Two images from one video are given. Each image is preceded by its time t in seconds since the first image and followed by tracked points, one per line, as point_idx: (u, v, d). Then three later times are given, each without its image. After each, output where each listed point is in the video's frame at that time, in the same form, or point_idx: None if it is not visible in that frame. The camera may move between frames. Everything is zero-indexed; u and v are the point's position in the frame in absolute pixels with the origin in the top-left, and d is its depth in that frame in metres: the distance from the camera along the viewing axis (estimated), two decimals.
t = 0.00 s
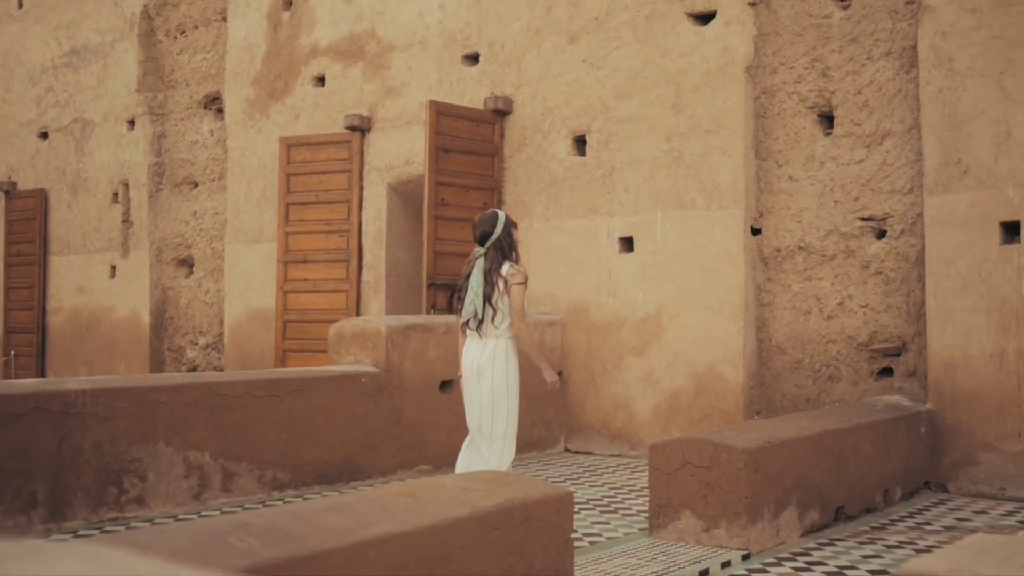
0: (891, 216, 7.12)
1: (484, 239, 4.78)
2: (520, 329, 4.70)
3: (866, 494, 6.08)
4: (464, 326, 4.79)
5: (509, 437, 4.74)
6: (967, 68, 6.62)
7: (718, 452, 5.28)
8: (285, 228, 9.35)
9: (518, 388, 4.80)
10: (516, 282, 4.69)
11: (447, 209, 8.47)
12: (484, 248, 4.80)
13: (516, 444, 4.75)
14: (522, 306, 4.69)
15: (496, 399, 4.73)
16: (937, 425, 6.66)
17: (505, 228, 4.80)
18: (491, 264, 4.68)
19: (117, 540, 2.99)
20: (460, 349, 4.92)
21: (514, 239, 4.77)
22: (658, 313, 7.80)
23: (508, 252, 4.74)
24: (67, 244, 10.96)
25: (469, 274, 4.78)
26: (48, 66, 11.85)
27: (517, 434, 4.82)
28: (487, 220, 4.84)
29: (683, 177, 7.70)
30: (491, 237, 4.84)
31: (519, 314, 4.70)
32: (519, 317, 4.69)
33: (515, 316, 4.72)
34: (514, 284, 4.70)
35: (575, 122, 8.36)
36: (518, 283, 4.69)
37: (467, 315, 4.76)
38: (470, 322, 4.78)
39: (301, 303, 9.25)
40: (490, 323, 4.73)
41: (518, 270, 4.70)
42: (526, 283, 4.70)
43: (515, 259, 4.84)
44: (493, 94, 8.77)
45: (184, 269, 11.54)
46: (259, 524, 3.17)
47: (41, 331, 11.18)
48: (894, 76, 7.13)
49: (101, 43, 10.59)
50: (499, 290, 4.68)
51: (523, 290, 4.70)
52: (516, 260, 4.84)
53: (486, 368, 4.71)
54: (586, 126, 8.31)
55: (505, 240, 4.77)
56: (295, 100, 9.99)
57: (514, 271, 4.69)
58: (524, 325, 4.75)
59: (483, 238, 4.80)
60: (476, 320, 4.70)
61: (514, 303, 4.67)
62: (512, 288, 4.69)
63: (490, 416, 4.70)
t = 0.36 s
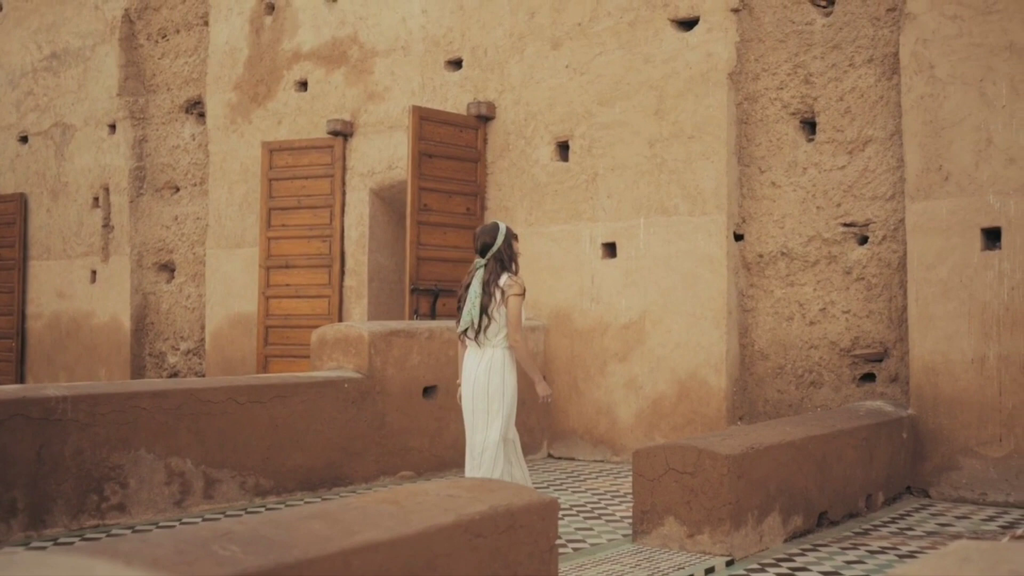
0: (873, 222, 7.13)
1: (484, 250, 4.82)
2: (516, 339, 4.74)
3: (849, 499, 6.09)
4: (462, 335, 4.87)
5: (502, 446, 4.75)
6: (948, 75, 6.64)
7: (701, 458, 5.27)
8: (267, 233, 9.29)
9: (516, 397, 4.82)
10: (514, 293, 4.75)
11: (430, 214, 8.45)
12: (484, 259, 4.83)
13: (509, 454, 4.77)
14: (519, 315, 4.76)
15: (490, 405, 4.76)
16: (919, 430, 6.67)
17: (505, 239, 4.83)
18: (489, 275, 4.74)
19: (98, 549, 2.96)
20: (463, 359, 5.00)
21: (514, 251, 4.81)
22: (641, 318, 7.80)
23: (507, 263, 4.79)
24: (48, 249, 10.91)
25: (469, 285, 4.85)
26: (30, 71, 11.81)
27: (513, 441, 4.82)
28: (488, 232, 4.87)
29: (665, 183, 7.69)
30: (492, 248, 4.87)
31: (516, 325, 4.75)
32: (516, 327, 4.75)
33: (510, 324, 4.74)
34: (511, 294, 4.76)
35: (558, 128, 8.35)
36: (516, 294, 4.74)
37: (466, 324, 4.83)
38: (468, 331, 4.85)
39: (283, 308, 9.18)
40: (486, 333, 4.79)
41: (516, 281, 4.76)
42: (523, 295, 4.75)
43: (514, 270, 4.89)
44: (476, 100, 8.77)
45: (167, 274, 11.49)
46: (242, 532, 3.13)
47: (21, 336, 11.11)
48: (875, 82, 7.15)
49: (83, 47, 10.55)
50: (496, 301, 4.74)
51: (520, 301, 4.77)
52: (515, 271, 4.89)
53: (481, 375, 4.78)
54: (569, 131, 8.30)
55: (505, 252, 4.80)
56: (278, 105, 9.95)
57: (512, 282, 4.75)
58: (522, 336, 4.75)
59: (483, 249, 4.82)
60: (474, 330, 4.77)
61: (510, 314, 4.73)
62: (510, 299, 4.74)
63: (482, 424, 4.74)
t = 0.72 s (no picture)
0: (856, 229, 7.15)
1: (489, 260, 4.95)
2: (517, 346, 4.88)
3: (834, 505, 6.09)
4: (467, 344, 5.01)
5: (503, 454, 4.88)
6: (932, 83, 6.66)
7: (686, 465, 5.26)
8: (251, 239, 9.24)
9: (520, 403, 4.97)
10: (516, 300, 4.88)
11: (414, 221, 8.42)
12: (489, 268, 4.97)
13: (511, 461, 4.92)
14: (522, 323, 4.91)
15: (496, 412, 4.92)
16: (902, 437, 6.69)
17: (509, 248, 4.97)
18: (492, 284, 4.88)
19: (80, 559, 2.92)
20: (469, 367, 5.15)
21: (518, 260, 4.94)
22: (625, 325, 7.79)
23: (511, 272, 4.92)
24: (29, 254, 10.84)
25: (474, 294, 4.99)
26: (13, 75, 11.76)
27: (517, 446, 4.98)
28: (493, 241, 5.01)
29: (649, 189, 7.69)
30: (497, 257, 5.00)
31: (517, 333, 4.89)
32: (518, 334, 4.88)
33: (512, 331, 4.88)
34: (514, 302, 4.89)
35: (543, 134, 8.35)
36: (518, 302, 4.88)
37: (470, 333, 4.97)
38: (472, 340, 4.99)
39: (267, 314, 9.13)
40: (490, 341, 4.93)
41: (518, 289, 4.90)
42: (525, 302, 4.88)
43: (518, 278, 5.02)
44: (461, 106, 8.77)
45: (149, 280, 11.43)
46: (226, 541, 3.11)
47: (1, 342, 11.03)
48: (859, 90, 7.16)
49: (66, 51, 10.51)
50: (498, 309, 4.88)
51: (522, 309, 4.90)
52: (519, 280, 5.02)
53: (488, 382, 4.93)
54: (553, 138, 8.29)
55: (509, 261, 4.94)
56: (262, 110, 9.91)
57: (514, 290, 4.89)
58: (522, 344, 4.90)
59: (488, 259, 4.97)
60: (477, 338, 4.91)
61: (512, 320, 4.85)
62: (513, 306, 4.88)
63: (486, 431, 4.88)
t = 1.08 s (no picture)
0: (839, 235, 7.16)
1: (492, 264, 5.04)
2: (519, 348, 4.94)
3: (817, 509, 6.09)
4: (473, 348, 5.08)
5: (511, 460, 4.98)
6: (914, 89, 6.69)
7: (670, 470, 5.25)
8: (234, 243, 9.20)
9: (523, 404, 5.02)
10: (518, 302, 4.95)
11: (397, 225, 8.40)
12: (491, 272, 5.05)
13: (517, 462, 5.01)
14: (522, 326, 4.94)
15: (501, 416, 4.99)
16: (885, 441, 6.70)
17: (511, 252, 5.06)
18: (494, 287, 4.96)
19: (62, 567, 2.89)
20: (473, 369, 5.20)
21: (519, 263, 5.02)
22: (609, 330, 7.78)
23: (512, 275, 5.00)
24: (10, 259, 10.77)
25: (478, 298, 5.07)
26: None
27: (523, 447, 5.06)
28: (495, 246, 5.09)
29: (633, 194, 7.68)
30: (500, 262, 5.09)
31: (518, 335, 4.95)
32: (518, 336, 4.94)
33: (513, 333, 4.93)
34: (516, 305, 4.97)
35: (527, 139, 8.34)
36: (519, 304, 4.94)
37: (475, 337, 5.04)
38: (478, 344, 5.05)
39: (250, 319, 9.08)
40: (494, 344, 4.99)
41: (520, 292, 4.97)
42: (526, 304, 4.95)
43: (521, 282, 5.10)
44: (445, 110, 8.75)
45: (130, 285, 11.36)
46: (211, 549, 3.08)
47: None
48: (842, 96, 7.18)
49: (47, 55, 10.46)
50: (501, 311, 4.95)
51: (523, 311, 4.97)
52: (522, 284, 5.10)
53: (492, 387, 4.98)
54: (537, 143, 8.28)
55: (512, 265, 5.03)
56: (245, 115, 9.88)
57: (516, 293, 4.96)
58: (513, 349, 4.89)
59: (491, 263, 5.05)
60: (482, 340, 4.98)
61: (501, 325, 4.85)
62: (514, 308, 4.95)
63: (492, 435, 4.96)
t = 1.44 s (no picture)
0: (820, 239, 7.18)
1: (491, 267, 5.14)
2: (513, 350, 5.01)
3: (798, 513, 6.10)
4: (468, 350, 5.17)
5: (518, 464, 5.05)
6: (894, 94, 6.72)
7: (652, 475, 5.24)
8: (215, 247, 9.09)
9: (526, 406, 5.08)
10: (513, 306, 5.05)
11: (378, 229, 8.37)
12: (490, 276, 5.15)
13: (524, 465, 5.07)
14: (517, 328, 5.01)
15: (505, 421, 5.05)
16: (866, 445, 6.71)
17: (511, 258, 5.16)
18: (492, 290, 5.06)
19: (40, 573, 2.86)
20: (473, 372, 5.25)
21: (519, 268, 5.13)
22: (591, 334, 7.78)
23: (511, 279, 5.12)
24: None
25: (475, 300, 5.17)
26: None
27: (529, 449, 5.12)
28: (496, 250, 5.20)
29: (615, 199, 7.67)
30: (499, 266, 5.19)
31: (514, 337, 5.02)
32: (513, 339, 5.02)
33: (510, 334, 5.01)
34: (511, 308, 5.06)
35: (508, 143, 8.33)
36: (514, 308, 5.03)
37: (469, 338, 5.13)
38: (472, 345, 5.14)
39: (231, 322, 8.96)
40: (489, 345, 5.08)
41: (516, 296, 5.07)
42: (521, 308, 5.04)
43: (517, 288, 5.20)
44: (427, 114, 8.74)
45: (109, 289, 11.29)
46: (192, 555, 3.05)
47: None
48: (823, 101, 7.21)
49: (27, 57, 10.40)
50: (496, 313, 5.04)
51: (518, 314, 5.05)
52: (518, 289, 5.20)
53: (492, 392, 5.05)
54: (519, 147, 8.28)
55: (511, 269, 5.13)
56: (225, 118, 9.84)
57: (512, 296, 5.06)
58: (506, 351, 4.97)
59: (490, 266, 5.16)
60: (476, 341, 5.07)
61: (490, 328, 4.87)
62: (509, 311, 5.04)
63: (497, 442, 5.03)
